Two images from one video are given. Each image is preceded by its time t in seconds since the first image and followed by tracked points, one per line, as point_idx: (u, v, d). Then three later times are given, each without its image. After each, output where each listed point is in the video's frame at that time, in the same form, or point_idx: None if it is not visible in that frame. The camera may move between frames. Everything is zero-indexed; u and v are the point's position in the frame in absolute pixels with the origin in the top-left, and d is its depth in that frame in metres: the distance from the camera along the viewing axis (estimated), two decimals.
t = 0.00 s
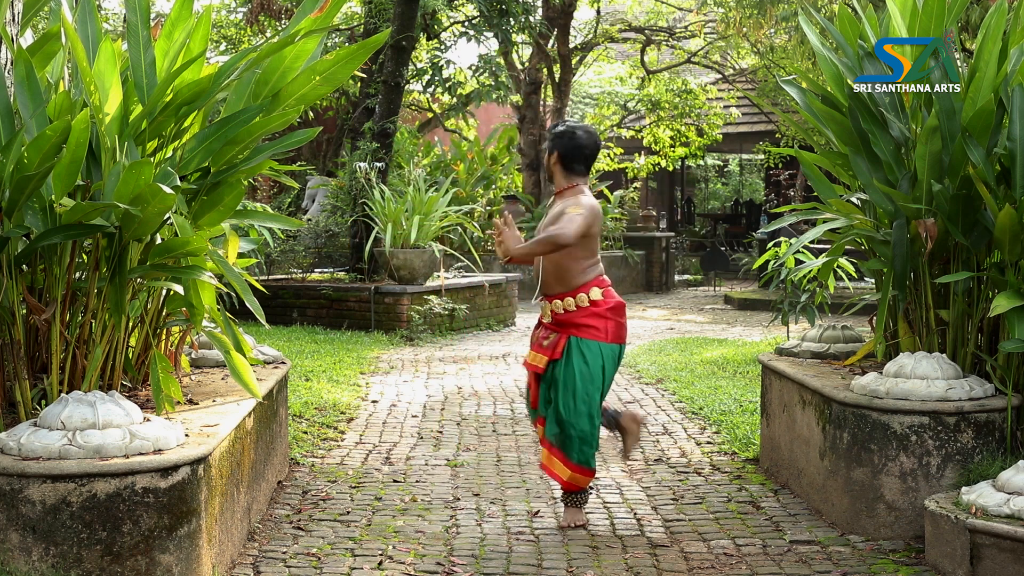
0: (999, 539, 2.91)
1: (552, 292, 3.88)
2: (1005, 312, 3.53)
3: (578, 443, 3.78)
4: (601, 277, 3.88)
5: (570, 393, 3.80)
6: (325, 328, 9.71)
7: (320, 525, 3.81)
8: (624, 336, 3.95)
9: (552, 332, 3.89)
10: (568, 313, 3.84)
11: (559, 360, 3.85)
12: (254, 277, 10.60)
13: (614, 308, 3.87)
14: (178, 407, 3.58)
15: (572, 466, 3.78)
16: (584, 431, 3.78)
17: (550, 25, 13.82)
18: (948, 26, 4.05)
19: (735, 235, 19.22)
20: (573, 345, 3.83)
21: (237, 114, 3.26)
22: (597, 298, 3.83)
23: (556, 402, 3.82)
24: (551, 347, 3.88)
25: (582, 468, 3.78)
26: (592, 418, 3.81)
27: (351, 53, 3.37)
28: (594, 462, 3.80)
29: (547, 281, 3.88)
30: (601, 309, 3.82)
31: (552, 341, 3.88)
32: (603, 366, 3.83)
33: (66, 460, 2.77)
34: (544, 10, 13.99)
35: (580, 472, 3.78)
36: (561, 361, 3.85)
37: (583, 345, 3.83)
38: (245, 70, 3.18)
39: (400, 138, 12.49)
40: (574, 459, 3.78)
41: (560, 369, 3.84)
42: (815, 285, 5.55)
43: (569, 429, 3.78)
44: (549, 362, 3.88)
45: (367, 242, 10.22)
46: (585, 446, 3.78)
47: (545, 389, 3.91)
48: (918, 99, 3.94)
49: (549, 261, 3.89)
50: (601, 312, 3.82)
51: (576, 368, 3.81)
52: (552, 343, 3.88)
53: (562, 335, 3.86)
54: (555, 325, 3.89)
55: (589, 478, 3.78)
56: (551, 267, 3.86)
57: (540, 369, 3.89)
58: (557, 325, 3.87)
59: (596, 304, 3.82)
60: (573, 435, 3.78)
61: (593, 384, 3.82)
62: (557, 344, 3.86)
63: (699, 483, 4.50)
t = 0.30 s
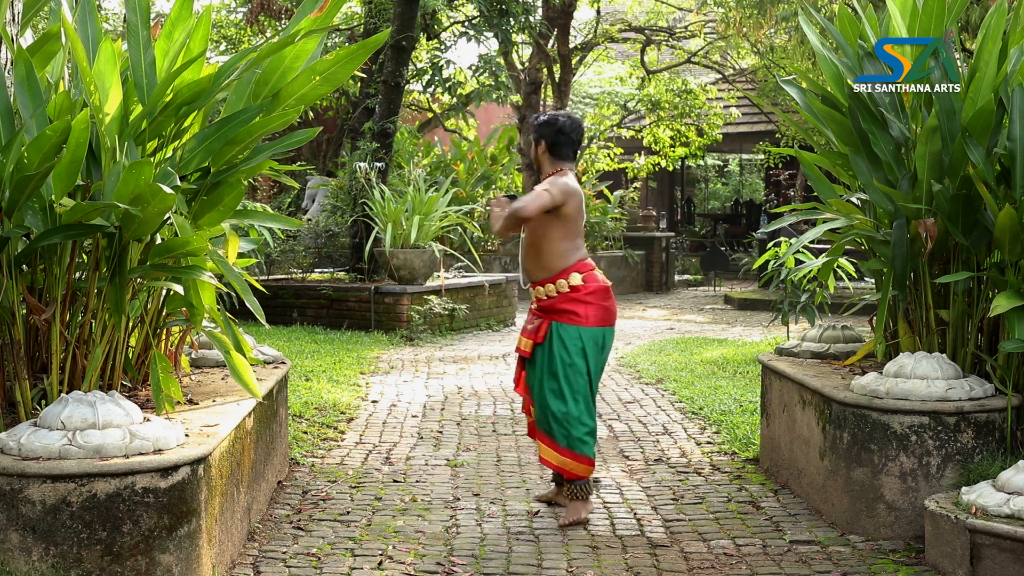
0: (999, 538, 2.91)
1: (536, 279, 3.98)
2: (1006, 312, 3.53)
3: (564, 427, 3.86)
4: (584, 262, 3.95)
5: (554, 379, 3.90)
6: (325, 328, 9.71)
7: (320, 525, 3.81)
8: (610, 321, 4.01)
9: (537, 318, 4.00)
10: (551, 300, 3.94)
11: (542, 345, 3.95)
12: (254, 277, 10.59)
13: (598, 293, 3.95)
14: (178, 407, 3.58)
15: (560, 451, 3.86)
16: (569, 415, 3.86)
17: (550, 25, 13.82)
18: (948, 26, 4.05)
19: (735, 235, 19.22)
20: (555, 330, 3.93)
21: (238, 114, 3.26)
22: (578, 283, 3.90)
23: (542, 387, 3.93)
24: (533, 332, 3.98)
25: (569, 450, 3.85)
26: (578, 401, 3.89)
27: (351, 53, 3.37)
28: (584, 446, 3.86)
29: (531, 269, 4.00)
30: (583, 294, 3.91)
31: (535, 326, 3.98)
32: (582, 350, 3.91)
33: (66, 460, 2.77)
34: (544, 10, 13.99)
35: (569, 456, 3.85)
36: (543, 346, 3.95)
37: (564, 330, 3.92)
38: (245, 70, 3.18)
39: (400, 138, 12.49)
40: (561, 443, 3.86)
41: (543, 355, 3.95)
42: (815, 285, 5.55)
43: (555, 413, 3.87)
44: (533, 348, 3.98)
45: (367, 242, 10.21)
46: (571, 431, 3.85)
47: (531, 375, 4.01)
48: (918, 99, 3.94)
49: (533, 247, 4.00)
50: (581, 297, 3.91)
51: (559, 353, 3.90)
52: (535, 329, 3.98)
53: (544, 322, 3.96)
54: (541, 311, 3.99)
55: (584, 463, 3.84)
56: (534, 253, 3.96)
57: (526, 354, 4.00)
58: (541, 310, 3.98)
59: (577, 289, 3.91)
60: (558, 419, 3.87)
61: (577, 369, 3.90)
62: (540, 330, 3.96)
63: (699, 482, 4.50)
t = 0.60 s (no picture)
0: (1000, 538, 2.91)
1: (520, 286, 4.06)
2: (1005, 312, 3.53)
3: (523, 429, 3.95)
4: (566, 272, 4.00)
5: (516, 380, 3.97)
6: (325, 328, 9.71)
7: (320, 525, 3.81)
8: (586, 333, 4.05)
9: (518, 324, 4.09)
10: (530, 309, 4.02)
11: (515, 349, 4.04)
12: (254, 277, 10.59)
13: (576, 303, 3.99)
14: (178, 407, 3.58)
15: (518, 451, 3.97)
16: (527, 420, 3.94)
17: (550, 25, 13.82)
18: (948, 26, 4.05)
19: (735, 235, 19.22)
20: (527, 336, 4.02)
21: (238, 114, 3.26)
22: (554, 293, 3.96)
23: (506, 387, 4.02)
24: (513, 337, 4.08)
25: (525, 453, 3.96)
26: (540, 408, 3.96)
27: (351, 53, 3.37)
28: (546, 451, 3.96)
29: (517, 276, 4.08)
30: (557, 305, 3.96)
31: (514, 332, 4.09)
32: (547, 359, 3.97)
33: (66, 460, 2.77)
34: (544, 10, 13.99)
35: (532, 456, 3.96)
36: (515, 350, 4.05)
37: (534, 338, 4.00)
38: (245, 70, 3.18)
39: (400, 138, 12.48)
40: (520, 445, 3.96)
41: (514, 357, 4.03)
42: (815, 285, 5.55)
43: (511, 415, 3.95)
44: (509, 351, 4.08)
45: (367, 242, 10.21)
46: (529, 435, 3.94)
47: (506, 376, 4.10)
48: (918, 99, 3.94)
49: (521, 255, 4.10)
50: (555, 307, 3.96)
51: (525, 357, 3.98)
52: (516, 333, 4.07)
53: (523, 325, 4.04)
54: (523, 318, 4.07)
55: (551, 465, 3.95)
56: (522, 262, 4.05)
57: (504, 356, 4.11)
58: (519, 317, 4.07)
59: (554, 299, 3.97)
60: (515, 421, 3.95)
61: (540, 375, 3.97)
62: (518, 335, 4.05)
63: (699, 482, 4.50)
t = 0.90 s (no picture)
0: (999, 539, 2.91)
1: (518, 245, 3.79)
2: (1005, 312, 3.53)
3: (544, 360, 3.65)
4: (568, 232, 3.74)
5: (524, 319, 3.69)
6: (325, 328, 9.70)
7: (320, 525, 3.81)
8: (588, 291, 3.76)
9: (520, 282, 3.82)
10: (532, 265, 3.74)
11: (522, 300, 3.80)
12: (254, 277, 10.59)
13: (582, 258, 3.73)
14: (178, 407, 3.58)
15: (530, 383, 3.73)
16: (542, 358, 3.65)
17: (550, 25, 13.82)
18: (948, 26, 4.05)
19: (735, 235, 19.22)
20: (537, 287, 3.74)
21: (238, 114, 3.26)
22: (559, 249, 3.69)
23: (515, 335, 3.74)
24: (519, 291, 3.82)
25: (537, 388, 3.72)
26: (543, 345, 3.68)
27: (351, 53, 3.37)
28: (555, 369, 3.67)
29: (512, 233, 3.80)
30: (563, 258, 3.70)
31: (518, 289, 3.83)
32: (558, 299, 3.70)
33: (66, 460, 2.77)
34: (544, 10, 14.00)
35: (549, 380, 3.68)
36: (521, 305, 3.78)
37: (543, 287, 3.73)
38: (245, 70, 3.18)
39: (401, 138, 12.48)
40: (536, 381, 3.66)
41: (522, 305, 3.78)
42: (815, 285, 5.55)
43: (520, 356, 3.63)
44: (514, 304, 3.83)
45: (367, 242, 10.21)
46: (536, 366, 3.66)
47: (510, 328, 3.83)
48: (918, 99, 3.95)
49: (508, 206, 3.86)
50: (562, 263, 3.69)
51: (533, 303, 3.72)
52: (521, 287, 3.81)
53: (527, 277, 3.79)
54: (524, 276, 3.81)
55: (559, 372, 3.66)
56: (512, 212, 3.77)
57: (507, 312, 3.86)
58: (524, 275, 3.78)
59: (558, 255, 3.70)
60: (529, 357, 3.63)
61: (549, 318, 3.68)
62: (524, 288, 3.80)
63: (699, 482, 4.50)
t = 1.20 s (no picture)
0: (999, 539, 2.91)
1: (521, 290, 4.15)
2: (1006, 312, 3.52)
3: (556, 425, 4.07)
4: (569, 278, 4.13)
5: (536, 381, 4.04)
6: (325, 328, 9.70)
7: (320, 525, 3.81)
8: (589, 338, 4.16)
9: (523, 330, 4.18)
10: (538, 313, 4.12)
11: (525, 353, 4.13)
12: (254, 277, 10.59)
13: (580, 307, 4.13)
14: (178, 407, 3.58)
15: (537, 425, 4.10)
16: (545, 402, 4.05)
17: (550, 25, 13.82)
18: (948, 26, 4.05)
19: (735, 235, 19.21)
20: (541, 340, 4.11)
21: (238, 114, 3.26)
22: (561, 298, 4.09)
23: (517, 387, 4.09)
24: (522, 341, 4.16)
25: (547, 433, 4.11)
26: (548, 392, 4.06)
27: (351, 53, 3.37)
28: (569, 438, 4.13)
29: (514, 277, 4.16)
30: (565, 309, 4.08)
31: (519, 336, 4.18)
32: (568, 360, 4.10)
33: (66, 460, 2.77)
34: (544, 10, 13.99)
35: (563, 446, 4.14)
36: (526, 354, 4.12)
37: (549, 341, 4.10)
38: (245, 70, 3.18)
39: (400, 138, 12.48)
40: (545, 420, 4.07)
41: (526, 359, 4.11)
42: (815, 285, 5.55)
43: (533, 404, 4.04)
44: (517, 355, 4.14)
45: (367, 242, 10.21)
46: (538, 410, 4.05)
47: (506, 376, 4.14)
48: (918, 99, 3.95)
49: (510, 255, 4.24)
50: (563, 312, 4.09)
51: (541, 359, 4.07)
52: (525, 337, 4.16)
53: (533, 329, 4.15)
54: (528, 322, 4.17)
55: (581, 443, 4.13)
56: (515, 255, 4.14)
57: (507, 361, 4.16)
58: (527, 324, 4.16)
59: (560, 305, 4.09)
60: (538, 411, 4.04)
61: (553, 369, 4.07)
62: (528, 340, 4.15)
63: (699, 482, 4.50)
